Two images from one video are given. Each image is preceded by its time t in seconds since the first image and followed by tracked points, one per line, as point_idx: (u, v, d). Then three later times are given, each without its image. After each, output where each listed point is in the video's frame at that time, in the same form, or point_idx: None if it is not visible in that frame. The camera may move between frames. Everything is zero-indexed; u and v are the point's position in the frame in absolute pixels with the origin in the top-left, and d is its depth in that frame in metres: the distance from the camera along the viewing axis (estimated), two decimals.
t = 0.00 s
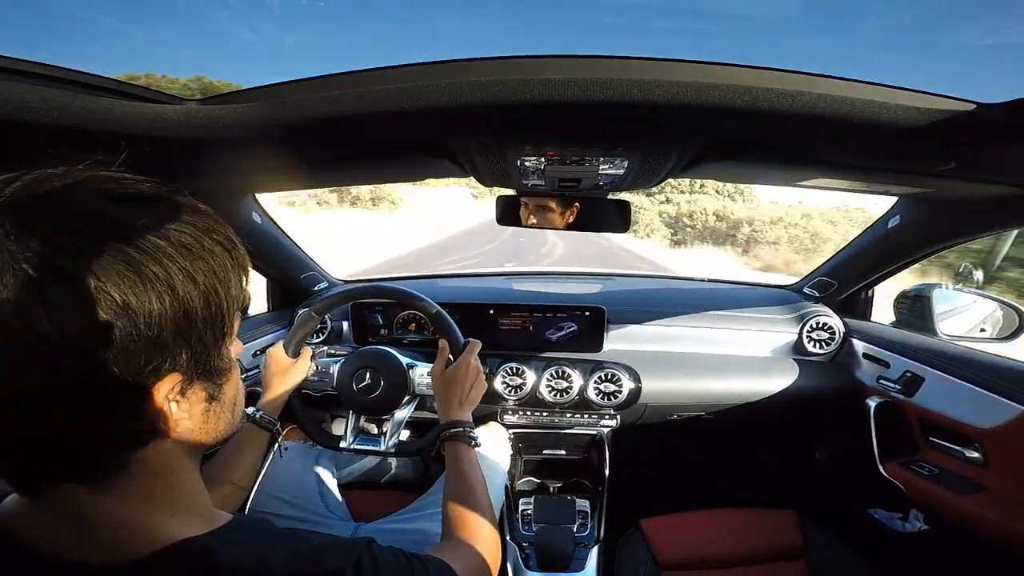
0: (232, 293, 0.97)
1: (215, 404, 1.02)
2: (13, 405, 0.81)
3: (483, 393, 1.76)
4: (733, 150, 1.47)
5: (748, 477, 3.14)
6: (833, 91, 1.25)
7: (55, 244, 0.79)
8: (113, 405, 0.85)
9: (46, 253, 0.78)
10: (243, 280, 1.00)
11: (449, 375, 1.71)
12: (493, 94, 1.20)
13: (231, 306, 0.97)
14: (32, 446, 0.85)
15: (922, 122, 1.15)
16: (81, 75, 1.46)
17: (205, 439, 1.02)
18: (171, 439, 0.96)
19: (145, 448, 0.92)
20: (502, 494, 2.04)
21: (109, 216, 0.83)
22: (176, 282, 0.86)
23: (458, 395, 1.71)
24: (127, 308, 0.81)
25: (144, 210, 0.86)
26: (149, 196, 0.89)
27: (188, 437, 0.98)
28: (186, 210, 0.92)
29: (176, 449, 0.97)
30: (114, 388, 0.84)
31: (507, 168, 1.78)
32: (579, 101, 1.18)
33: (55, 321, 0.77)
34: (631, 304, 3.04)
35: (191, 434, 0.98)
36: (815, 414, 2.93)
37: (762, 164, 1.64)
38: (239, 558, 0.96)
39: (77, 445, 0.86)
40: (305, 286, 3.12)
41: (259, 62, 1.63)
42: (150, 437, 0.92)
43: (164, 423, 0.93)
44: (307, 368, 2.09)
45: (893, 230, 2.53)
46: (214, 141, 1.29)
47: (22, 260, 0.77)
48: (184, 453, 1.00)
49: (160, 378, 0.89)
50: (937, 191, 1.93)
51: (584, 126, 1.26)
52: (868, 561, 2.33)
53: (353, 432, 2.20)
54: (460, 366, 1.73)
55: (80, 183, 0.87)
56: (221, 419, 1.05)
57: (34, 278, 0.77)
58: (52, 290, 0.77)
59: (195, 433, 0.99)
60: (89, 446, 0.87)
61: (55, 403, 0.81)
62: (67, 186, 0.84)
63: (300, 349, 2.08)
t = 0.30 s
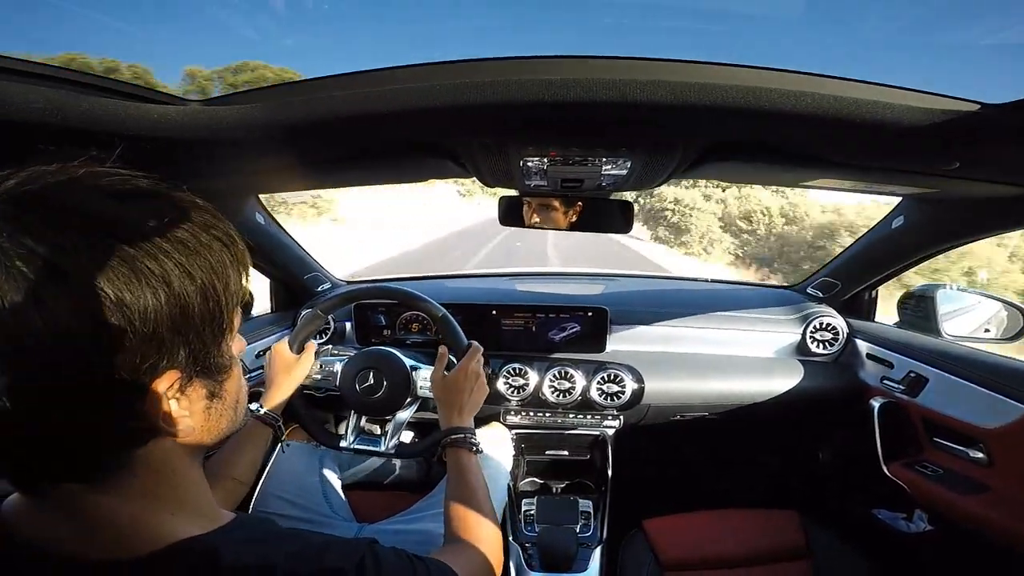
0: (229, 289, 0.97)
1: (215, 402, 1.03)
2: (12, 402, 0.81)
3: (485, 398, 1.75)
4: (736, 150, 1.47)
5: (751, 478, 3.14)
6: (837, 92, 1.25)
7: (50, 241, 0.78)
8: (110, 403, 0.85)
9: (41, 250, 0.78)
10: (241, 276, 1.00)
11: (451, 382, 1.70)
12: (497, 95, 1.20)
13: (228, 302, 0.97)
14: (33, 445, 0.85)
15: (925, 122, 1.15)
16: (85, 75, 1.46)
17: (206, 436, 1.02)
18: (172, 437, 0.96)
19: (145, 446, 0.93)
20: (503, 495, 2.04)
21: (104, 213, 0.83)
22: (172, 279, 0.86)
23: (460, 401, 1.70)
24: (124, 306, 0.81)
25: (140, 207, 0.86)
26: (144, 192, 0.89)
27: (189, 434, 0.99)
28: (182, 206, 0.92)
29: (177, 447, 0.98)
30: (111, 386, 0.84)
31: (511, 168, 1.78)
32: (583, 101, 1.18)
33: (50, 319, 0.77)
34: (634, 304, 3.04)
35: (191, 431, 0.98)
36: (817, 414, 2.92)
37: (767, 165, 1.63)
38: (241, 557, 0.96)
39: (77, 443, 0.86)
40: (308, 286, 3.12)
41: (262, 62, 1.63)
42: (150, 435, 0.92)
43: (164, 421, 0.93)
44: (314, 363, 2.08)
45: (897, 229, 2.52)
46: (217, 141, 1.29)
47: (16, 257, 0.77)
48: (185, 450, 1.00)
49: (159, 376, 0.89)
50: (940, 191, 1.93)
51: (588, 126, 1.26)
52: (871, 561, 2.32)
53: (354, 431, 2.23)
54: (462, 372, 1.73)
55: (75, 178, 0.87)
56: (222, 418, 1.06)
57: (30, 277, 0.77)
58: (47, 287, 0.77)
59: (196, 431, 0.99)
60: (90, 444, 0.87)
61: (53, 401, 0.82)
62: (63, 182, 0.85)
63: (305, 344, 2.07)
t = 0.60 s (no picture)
0: (219, 288, 0.97)
1: (208, 401, 1.03)
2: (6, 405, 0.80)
3: (484, 407, 1.75)
4: (739, 148, 1.47)
5: (753, 477, 3.13)
6: (841, 89, 1.25)
7: (39, 241, 0.79)
8: (100, 402, 0.85)
9: (29, 250, 0.78)
10: (230, 275, 1.00)
11: (451, 388, 1.70)
12: (500, 92, 1.20)
13: (218, 302, 0.98)
14: (26, 446, 0.84)
15: (928, 120, 1.15)
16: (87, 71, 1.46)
17: (199, 435, 1.03)
18: (165, 435, 0.95)
19: (137, 444, 0.92)
20: (501, 497, 2.05)
21: (92, 213, 0.83)
22: (160, 277, 0.87)
23: (460, 409, 1.70)
24: (112, 303, 0.81)
25: (129, 207, 0.87)
26: (134, 195, 0.91)
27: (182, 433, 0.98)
28: (171, 208, 0.93)
29: (170, 445, 0.98)
30: (101, 385, 0.84)
31: (513, 165, 1.78)
32: (585, 98, 1.18)
33: (39, 318, 0.77)
34: (637, 302, 3.03)
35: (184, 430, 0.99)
36: (819, 412, 2.92)
37: (770, 163, 1.63)
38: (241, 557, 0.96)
39: (70, 442, 0.86)
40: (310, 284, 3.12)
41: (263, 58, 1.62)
42: (143, 432, 0.92)
43: (158, 419, 0.92)
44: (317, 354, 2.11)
45: (900, 227, 2.51)
46: (218, 138, 1.29)
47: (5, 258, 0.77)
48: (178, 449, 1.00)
49: (149, 373, 0.88)
50: (943, 189, 1.92)
51: (590, 123, 1.25)
52: (872, 560, 2.32)
53: (351, 427, 2.26)
54: (464, 380, 1.73)
55: (65, 184, 0.88)
56: (214, 418, 1.06)
57: (19, 275, 0.76)
58: (36, 287, 0.77)
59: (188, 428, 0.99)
60: (83, 443, 0.87)
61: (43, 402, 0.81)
62: (53, 187, 0.86)
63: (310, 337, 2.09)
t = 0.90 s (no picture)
0: (233, 287, 0.97)
1: (218, 400, 1.04)
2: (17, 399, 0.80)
3: (486, 407, 1.76)
4: (740, 147, 1.46)
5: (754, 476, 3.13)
6: (843, 88, 1.25)
7: (55, 237, 0.78)
8: (113, 399, 0.85)
9: (45, 246, 0.78)
10: (244, 274, 1.00)
11: (451, 389, 1.71)
12: (501, 91, 1.20)
13: (232, 300, 0.98)
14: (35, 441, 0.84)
15: (931, 120, 1.15)
16: (88, 71, 1.46)
17: (208, 433, 1.04)
18: (176, 433, 0.95)
19: (148, 441, 0.93)
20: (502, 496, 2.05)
21: (108, 210, 0.83)
22: (178, 275, 0.87)
23: (461, 409, 1.70)
24: (127, 299, 0.81)
25: (146, 205, 0.87)
26: (151, 193, 0.91)
27: (195, 433, 0.99)
28: (188, 207, 0.93)
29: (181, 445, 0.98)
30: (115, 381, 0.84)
31: (514, 164, 1.78)
32: (587, 97, 1.18)
33: (54, 314, 0.77)
34: (638, 302, 3.04)
35: (195, 428, 0.99)
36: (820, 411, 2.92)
37: (772, 162, 1.63)
38: (247, 555, 0.96)
39: (83, 437, 0.86)
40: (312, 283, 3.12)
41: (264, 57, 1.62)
42: (155, 429, 0.92)
43: (168, 417, 0.92)
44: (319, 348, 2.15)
45: (902, 226, 2.51)
46: (220, 137, 1.29)
47: (20, 253, 0.77)
48: (189, 449, 1.01)
49: (164, 372, 0.89)
50: (944, 189, 1.92)
51: (592, 122, 1.25)
52: (874, 559, 2.32)
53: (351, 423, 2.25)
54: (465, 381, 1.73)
55: (80, 181, 0.87)
56: (224, 416, 1.07)
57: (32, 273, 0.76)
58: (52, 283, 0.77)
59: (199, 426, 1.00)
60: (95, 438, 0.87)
61: (55, 398, 0.81)
62: (67, 184, 0.86)
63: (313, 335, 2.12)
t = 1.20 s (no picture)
0: (236, 299, 0.96)
1: (220, 408, 1.03)
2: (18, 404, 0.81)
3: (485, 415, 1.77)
4: (742, 147, 1.46)
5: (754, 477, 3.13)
6: (844, 89, 1.25)
7: (56, 249, 0.78)
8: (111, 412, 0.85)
9: (46, 259, 0.77)
10: (249, 284, 0.99)
11: (451, 395, 1.72)
12: (502, 91, 1.20)
13: (236, 312, 0.97)
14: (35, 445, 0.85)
15: (931, 121, 1.15)
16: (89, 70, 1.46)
17: (207, 438, 1.03)
18: (175, 443, 0.95)
19: (145, 451, 0.93)
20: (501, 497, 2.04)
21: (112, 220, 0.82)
22: (179, 291, 0.86)
23: (460, 415, 1.70)
24: (126, 317, 0.81)
25: (151, 214, 0.85)
26: (157, 200, 0.89)
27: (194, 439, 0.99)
28: (195, 214, 0.91)
29: (179, 450, 0.98)
30: (113, 396, 0.84)
31: (515, 165, 1.78)
32: (586, 98, 1.18)
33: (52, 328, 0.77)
34: (639, 303, 3.04)
35: (195, 438, 0.98)
36: (821, 411, 2.92)
37: (772, 162, 1.63)
38: (246, 555, 0.96)
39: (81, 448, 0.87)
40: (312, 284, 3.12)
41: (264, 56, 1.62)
42: (152, 439, 0.92)
43: (167, 429, 0.92)
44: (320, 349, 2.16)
45: (902, 227, 2.51)
46: (220, 137, 1.29)
47: (22, 265, 0.77)
48: (189, 455, 1.01)
49: (163, 386, 0.89)
50: (946, 189, 1.92)
51: (592, 122, 1.25)
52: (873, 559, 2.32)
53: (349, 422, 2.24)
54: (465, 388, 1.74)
55: (86, 186, 0.86)
56: (225, 422, 1.06)
57: (32, 285, 0.76)
58: (52, 299, 0.76)
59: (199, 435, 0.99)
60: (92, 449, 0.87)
61: (54, 408, 0.82)
62: (71, 189, 0.84)
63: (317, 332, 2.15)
